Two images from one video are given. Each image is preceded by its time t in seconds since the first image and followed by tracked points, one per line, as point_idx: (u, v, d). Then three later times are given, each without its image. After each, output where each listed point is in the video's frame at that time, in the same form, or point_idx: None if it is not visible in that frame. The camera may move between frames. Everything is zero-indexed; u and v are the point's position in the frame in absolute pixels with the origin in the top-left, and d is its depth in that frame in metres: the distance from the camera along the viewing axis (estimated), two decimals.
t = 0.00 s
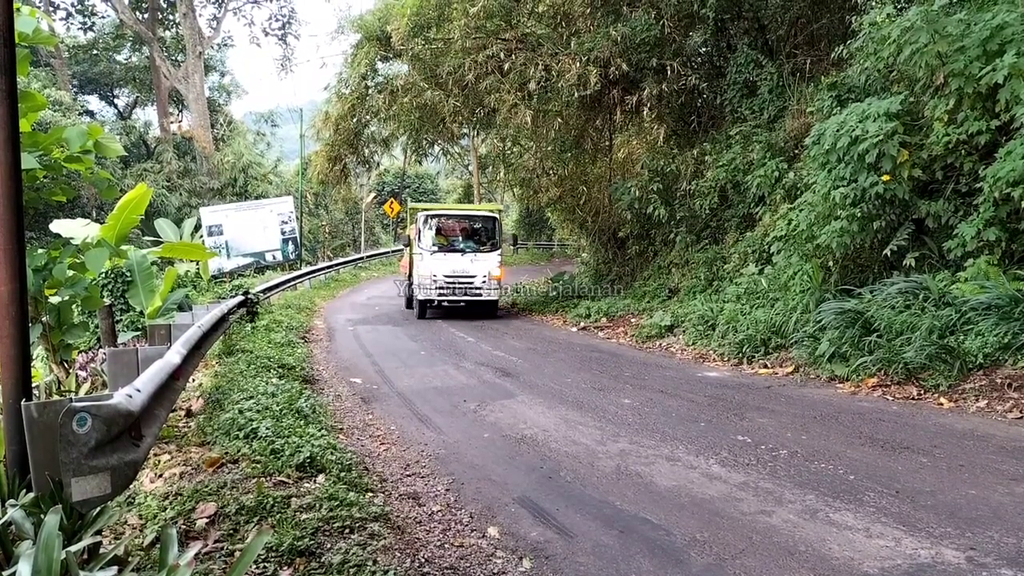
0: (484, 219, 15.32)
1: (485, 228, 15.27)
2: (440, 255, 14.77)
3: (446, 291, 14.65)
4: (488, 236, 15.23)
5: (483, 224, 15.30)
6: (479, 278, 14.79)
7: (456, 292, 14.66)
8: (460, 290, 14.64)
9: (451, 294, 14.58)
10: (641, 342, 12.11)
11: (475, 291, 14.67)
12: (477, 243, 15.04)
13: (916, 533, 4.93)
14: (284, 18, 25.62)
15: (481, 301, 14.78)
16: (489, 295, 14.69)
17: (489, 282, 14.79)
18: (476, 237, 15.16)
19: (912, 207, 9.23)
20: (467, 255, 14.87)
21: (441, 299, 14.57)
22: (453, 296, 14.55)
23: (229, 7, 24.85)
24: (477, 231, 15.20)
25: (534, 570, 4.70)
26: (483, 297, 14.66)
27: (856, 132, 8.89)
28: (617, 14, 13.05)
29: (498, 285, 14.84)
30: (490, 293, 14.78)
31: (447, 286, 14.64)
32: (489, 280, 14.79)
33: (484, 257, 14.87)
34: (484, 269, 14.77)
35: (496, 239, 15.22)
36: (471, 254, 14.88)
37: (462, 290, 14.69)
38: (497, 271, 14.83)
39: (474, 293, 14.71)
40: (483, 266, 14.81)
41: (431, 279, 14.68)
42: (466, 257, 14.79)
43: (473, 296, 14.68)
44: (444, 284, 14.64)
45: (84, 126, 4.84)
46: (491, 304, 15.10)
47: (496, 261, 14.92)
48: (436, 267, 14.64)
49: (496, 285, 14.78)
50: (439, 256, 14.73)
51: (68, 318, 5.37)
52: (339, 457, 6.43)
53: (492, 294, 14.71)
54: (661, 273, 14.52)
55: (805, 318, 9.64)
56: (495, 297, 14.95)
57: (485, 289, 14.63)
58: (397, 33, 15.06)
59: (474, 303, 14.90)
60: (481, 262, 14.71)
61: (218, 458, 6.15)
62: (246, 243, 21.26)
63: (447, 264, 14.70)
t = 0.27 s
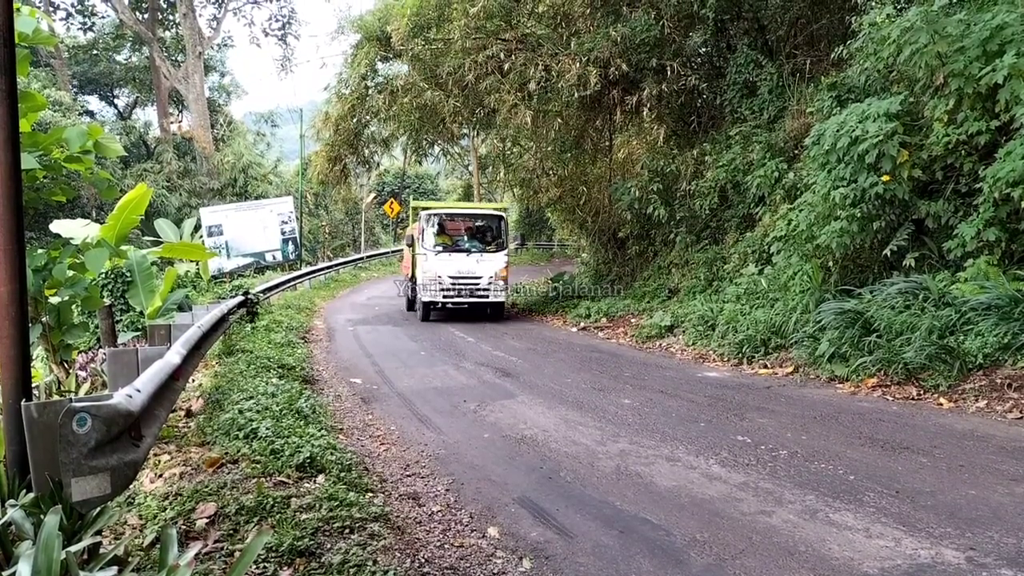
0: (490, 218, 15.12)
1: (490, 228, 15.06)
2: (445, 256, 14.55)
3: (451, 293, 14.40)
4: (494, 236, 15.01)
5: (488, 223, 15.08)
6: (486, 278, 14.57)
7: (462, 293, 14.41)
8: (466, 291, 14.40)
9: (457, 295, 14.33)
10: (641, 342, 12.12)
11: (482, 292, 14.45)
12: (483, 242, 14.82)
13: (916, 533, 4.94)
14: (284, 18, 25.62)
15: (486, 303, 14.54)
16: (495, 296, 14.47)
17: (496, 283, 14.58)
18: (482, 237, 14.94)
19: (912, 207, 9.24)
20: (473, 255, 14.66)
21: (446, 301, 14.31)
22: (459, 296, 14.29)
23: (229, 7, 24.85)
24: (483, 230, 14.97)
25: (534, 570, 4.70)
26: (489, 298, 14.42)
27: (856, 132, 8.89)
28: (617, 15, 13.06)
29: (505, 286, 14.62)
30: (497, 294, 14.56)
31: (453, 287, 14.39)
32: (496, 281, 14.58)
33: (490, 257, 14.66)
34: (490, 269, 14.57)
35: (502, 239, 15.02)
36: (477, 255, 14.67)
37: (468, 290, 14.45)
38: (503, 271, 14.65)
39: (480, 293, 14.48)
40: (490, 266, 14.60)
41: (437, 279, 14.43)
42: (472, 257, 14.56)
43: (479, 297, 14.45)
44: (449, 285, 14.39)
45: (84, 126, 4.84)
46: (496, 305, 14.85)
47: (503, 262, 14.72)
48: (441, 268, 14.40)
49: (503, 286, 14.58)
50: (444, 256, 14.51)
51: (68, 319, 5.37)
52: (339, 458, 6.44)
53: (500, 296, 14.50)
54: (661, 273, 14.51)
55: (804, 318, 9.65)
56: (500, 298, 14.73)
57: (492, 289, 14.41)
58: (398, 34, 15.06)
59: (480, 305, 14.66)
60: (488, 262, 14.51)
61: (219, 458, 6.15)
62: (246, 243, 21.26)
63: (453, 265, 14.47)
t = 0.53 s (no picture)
0: (496, 217, 14.81)
1: (496, 227, 14.73)
2: (451, 256, 14.25)
3: (456, 294, 14.09)
4: (500, 236, 14.69)
5: (495, 223, 14.76)
6: (493, 279, 14.24)
7: (468, 294, 14.11)
8: (472, 292, 14.08)
9: (462, 297, 14.02)
10: (641, 342, 12.12)
11: (489, 293, 14.15)
12: (490, 242, 14.53)
13: (915, 533, 4.94)
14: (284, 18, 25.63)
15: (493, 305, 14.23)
16: (503, 298, 14.17)
17: (504, 284, 14.26)
18: (488, 236, 14.63)
19: (911, 207, 9.24)
20: (479, 255, 14.37)
21: (451, 302, 14.00)
22: (465, 298, 13.98)
23: (229, 7, 24.86)
24: (489, 229, 14.66)
25: (534, 570, 4.70)
26: (496, 300, 14.11)
27: (856, 132, 8.89)
28: (617, 15, 13.12)
29: (512, 287, 14.32)
30: (504, 295, 14.22)
31: (459, 289, 14.09)
32: (503, 282, 14.27)
33: (496, 258, 14.35)
34: (497, 270, 14.27)
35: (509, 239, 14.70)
36: (484, 255, 14.35)
37: (474, 292, 14.14)
38: (511, 271, 14.36)
39: (487, 295, 14.18)
40: (497, 267, 14.29)
41: (442, 280, 14.13)
42: (478, 258, 14.26)
43: (486, 298, 14.15)
44: (455, 286, 14.08)
45: (84, 126, 4.84)
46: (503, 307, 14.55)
47: (510, 262, 14.42)
48: (447, 268, 14.10)
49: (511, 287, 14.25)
50: (449, 256, 14.21)
51: (67, 319, 5.36)
52: (339, 458, 6.44)
53: (507, 297, 14.18)
54: (661, 273, 14.49)
55: (804, 318, 9.65)
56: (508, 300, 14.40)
57: (499, 290, 14.11)
58: (398, 34, 15.06)
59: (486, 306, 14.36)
60: (495, 263, 14.19)
61: (218, 458, 6.15)
62: (246, 243, 21.25)
63: (458, 265, 14.18)
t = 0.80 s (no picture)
0: (501, 215, 14.44)
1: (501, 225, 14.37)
2: (457, 257, 13.91)
3: (463, 296, 13.80)
4: (507, 235, 14.34)
5: (502, 222, 14.40)
6: (500, 281, 13.94)
7: (475, 297, 13.79)
8: (478, 294, 13.78)
9: (469, 299, 13.74)
10: (640, 343, 12.13)
11: (496, 295, 13.86)
12: (497, 242, 14.18)
13: (915, 533, 4.94)
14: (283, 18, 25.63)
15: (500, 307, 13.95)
16: (511, 300, 13.89)
17: (511, 286, 13.97)
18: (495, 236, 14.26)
19: (910, 208, 9.26)
20: (486, 256, 14.03)
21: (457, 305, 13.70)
22: (472, 300, 13.70)
23: (228, 7, 24.85)
24: (495, 229, 14.30)
25: (533, 570, 4.71)
26: (504, 302, 13.83)
27: (854, 133, 8.89)
28: (616, 16, 13.19)
29: (520, 288, 14.02)
30: (512, 297, 13.93)
31: (465, 290, 13.79)
32: (511, 284, 13.97)
33: (504, 258, 14.02)
34: (504, 271, 13.95)
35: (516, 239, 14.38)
36: (491, 255, 14.02)
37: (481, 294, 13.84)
38: (519, 272, 14.05)
39: (494, 297, 13.88)
40: (504, 268, 13.96)
41: (448, 282, 13.82)
42: (485, 258, 13.92)
43: (493, 300, 13.86)
44: (461, 288, 13.78)
45: (84, 127, 4.84)
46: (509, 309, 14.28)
47: (518, 263, 14.11)
48: (453, 270, 13.79)
49: (519, 289, 13.97)
50: (455, 257, 13.88)
51: (67, 319, 5.36)
52: (338, 458, 6.44)
53: (514, 299, 13.91)
54: (660, 273, 14.49)
55: (803, 319, 9.66)
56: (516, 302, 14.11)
57: (507, 292, 13.81)
58: (397, 34, 15.08)
59: (493, 308, 14.08)
60: (502, 264, 13.85)
61: (217, 459, 6.15)
62: (245, 243, 21.25)
63: (465, 267, 13.87)
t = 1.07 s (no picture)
0: (508, 214, 14.08)
1: (508, 225, 14.03)
2: (464, 258, 13.55)
3: (470, 298, 13.48)
4: (515, 235, 14.03)
5: (509, 221, 14.03)
6: (508, 282, 13.65)
7: (483, 299, 13.48)
8: (486, 296, 13.49)
9: (476, 301, 13.43)
10: (639, 343, 12.13)
11: (504, 297, 13.57)
12: (504, 243, 13.83)
13: (914, 533, 4.94)
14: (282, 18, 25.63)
15: (508, 310, 13.69)
16: (519, 303, 13.64)
17: (521, 287, 13.72)
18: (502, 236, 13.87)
19: (909, 208, 9.28)
20: (494, 257, 13.70)
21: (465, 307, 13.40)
22: (480, 302, 13.42)
23: (227, 7, 24.83)
24: (502, 228, 13.92)
25: (532, 571, 4.70)
26: (513, 305, 13.58)
27: (854, 133, 8.89)
28: (615, 16, 13.28)
29: (528, 290, 13.79)
30: (520, 299, 13.66)
31: (473, 292, 13.48)
32: (520, 285, 13.72)
33: (512, 259, 13.71)
34: (513, 272, 13.68)
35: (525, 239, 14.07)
36: (498, 256, 13.70)
37: (489, 296, 13.55)
38: (528, 273, 13.78)
39: (502, 299, 13.59)
40: (512, 269, 13.69)
41: (454, 283, 13.48)
42: (493, 259, 13.60)
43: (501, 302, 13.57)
44: (468, 290, 13.46)
45: (82, 127, 4.83)
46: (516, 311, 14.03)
47: (527, 263, 13.84)
48: (460, 271, 13.44)
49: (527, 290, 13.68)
50: (462, 258, 13.51)
51: (66, 320, 5.35)
52: (337, 458, 6.44)
53: (523, 301, 13.62)
54: (659, 273, 14.48)
55: (802, 319, 9.66)
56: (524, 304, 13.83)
57: (515, 295, 13.54)
58: (396, 35, 15.07)
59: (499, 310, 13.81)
60: (511, 265, 13.60)
61: (216, 459, 6.14)
62: (244, 243, 21.24)
63: (472, 268, 13.53)
